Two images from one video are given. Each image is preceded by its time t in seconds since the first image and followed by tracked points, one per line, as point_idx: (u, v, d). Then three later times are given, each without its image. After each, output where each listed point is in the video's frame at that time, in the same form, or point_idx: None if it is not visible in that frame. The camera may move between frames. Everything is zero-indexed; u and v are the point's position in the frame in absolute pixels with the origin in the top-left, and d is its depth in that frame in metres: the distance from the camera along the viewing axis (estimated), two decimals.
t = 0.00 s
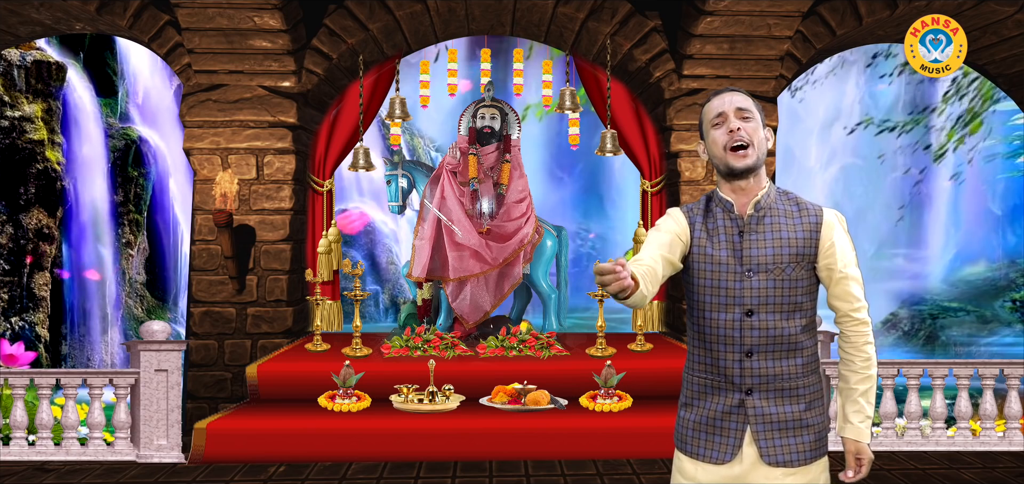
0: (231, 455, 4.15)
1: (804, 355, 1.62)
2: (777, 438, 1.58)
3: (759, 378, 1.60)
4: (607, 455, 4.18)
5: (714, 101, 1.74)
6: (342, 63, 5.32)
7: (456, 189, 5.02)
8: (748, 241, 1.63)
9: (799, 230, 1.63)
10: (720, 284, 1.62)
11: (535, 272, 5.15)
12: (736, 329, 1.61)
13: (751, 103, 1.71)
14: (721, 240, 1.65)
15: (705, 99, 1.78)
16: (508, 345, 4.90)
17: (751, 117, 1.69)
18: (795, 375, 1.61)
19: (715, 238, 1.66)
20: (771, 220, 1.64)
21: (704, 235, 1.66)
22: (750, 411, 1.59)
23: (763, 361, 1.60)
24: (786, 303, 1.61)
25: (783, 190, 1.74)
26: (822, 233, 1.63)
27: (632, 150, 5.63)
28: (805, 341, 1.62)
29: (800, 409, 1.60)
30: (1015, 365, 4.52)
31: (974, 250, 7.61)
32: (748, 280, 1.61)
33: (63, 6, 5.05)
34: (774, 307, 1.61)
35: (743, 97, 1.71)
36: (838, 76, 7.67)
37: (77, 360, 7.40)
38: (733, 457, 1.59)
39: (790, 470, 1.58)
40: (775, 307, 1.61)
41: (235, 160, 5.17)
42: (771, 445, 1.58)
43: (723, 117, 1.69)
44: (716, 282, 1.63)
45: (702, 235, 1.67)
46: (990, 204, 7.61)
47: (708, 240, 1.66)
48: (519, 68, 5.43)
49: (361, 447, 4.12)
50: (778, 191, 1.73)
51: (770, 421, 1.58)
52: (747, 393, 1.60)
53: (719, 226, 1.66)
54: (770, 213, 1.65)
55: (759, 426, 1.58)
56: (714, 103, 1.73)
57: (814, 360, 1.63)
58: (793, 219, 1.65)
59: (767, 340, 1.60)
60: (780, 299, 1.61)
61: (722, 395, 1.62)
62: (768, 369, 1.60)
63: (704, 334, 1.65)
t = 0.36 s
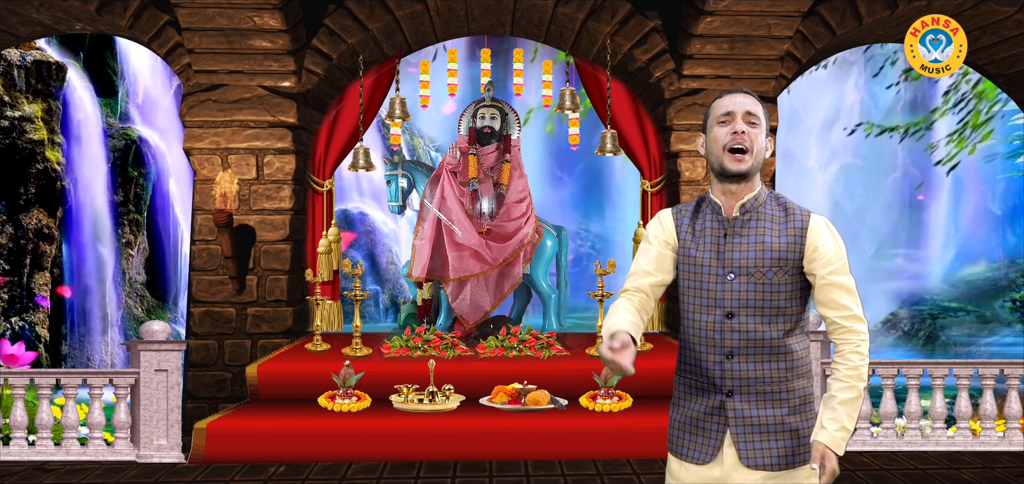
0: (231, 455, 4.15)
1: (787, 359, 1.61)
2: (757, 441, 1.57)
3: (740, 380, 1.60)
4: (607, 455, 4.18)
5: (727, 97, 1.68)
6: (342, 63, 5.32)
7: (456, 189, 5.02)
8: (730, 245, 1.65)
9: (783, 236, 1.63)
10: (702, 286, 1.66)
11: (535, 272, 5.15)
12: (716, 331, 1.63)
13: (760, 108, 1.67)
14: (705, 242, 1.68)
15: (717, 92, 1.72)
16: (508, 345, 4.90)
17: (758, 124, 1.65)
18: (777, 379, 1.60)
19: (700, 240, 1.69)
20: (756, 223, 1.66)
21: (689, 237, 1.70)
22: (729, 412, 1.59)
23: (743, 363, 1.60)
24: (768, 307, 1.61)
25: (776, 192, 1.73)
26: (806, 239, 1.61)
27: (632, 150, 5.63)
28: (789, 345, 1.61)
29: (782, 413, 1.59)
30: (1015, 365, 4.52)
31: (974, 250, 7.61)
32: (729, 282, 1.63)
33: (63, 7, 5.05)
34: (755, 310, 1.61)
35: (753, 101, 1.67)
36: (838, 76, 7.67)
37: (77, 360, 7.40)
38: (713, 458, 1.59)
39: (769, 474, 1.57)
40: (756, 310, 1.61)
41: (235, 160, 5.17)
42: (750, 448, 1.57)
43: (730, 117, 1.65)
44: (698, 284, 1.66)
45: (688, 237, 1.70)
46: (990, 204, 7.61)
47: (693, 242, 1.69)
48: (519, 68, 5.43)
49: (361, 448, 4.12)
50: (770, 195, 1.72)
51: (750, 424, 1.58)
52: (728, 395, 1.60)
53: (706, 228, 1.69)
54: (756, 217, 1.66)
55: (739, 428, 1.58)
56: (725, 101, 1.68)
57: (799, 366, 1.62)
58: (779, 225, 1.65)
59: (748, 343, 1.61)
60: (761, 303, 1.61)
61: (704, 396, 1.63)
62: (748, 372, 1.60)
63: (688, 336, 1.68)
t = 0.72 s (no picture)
0: (231, 455, 4.15)
1: (777, 362, 1.59)
2: (750, 444, 1.55)
3: (729, 384, 1.58)
4: (607, 455, 4.18)
5: (717, 102, 1.66)
6: (342, 63, 5.32)
7: (456, 189, 5.02)
8: (719, 250, 1.63)
9: (770, 242, 1.61)
10: (691, 291, 1.64)
11: (535, 272, 5.15)
12: (706, 336, 1.61)
13: (751, 113, 1.64)
14: (694, 247, 1.66)
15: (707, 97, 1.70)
16: (508, 345, 4.90)
17: (751, 129, 1.62)
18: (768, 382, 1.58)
19: (688, 245, 1.67)
20: (745, 228, 1.64)
21: (679, 241, 1.68)
22: (720, 416, 1.57)
23: (732, 367, 1.59)
24: (757, 312, 1.59)
25: (766, 197, 1.71)
26: (791, 243, 1.59)
27: (632, 150, 5.64)
28: (778, 349, 1.59)
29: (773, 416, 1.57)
30: (1015, 365, 4.52)
31: (974, 250, 7.61)
32: (718, 288, 1.61)
33: (63, 7, 5.05)
34: (744, 315, 1.59)
35: (743, 106, 1.64)
36: (837, 76, 7.66)
37: (77, 360, 7.40)
38: (704, 461, 1.58)
39: (762, 476, 1.55)
40: (745, 315, 1.59)
41: (235, 160, 5.17)
42: (743, 451, 1.55)
43: (721, 121, 1.62)
44: (687, 289, 1.64)
45: (677, 243, 1.69)
46: (990, 204, 7.62)
47: (682, 247, 1.67)
48: (518, 68, 5.43)
49: (361, 448, 4.12)
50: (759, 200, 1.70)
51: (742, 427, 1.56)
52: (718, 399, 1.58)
53: (695, 233, 1.67)
54: (744, 222, 1.64)
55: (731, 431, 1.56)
56: (716, 105, 1.65)
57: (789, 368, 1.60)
58: (766, 231, 1.63)
59: (737, 347, 1.59)
60: (750, 307, 1.59)
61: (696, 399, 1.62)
62: (737, 375, 1.58)
63: (679, 341, 1.67)
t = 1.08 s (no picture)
0: (231, 455, 4.15)
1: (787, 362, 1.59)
2: (760, 444, 1.57)
3: (739, 385, 1.59)
4: (607, 455, 4.18)
5: (698, 121, 1.69)
6: (342, 63, 5.32)
7: (456, 189, 5.02)
8: (723, 255, 1.64)
9: (773, 249, 1.60)
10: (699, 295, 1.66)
11: (535, 272, 5.15)
12: (714, 339, 1.64)
13: (734, 122, 1.66)
14: (701, 251, 1.68)
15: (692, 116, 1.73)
16: (508, 345, 4.90)
17: (734, 137, 1.63)
18: (777, 383, 1.58)
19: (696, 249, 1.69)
20: (748, 234, 1.64)
21: (688, 245, 1.71)
22: (731, 417, 1.59)
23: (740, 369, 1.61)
24: (763, 316, 1.60)
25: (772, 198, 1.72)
26: (791, 247, 1.58)
27: (632, 150, 5.64)
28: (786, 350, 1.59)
29: (784, 415, 1.58)
30: (1015, 365, 4.52)
31: (974, 250, 7.61)
32: (723, 293, 1.62)
33: (63, 7, 5.05)
34: (750, 319, 1.61)
35: (724, 115, 1.66)
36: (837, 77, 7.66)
37: (77, 360, 7.39)
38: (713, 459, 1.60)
39: (774, 475, 1.57)
40: (751, 319, 1.61)
41: (235, 159, 5.17)
42: (753, 451, 1.57)
43: (702, 140, 1.65)
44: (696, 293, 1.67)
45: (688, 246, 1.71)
46: (990, 204, 7.62)
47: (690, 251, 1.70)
48: (519, 68, 5.43)
49: (361, 448, 4.12)
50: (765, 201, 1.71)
51: (752, 428, 1.58)
52: (728, 400, 1.60)
53: (704, 237, 1.69)
54: (748, 227, 1.65)
55: (741, 431, 1.58)
56: (697, 123, 1.68)
57: (799, 367, 1.60)
58: (770, 236, 1.62)
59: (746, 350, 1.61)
60: (756, 312, 1.60)
61: (706, 397, 1.63)
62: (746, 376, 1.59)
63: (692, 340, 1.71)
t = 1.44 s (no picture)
0: (231, 456, 4.15)
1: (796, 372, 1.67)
2: (772, 451, 1.67)
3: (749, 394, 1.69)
4: (607, 455, 4.18)
5: (725, 142, 1.73)
6: (342, 63, 5.32)
7: (456, 189, 5.02)
8: (728, 272, 1.73)
9: (775, 269, 1.68)
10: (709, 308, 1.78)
11: (535, 272, 5.15)
12: (723, 350, 1.76)
13: (761, 152, 1.70)
14: (709, 266, 1.78)
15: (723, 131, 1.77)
16: (508, 345, 4.90)
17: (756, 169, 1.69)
18: (788, 391, 1.67)
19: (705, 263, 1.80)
20: (752, 253, 1.72)
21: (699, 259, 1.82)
22: (742, 424, 1.70)
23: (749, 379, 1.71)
24: (769, 329, 1.70)
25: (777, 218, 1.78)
26: (789, 271, 1.66)
27: (632, 150, 5.63)
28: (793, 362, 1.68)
29: (796, 422, 1.67)
30: (1015, 365, 4.52)
31: (974, 250, 7.61)
32: (729, 308, 1.73)
33: (63, 7, 5.05)
34: (757, 333, 1.71)
35: (756, 143, 1.71)
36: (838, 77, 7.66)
37: (77, 360, 7.40)
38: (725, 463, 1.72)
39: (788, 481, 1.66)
40: (758, 332, 1.71)
41: (235, 160, 5.17)
42: (766, 458, 1.67)
43: (723, 163, 1.70)
44: (706, 306, 1.79)
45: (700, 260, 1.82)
46: (990, 204, 7.62)
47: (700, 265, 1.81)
48: (519, 68, 5.42)
49: (361, 448, 4.12)
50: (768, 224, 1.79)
51: (763, 435, 1.68)
52: (739, 408, 1.70)
53: (712, 252, 1.80)
54: (751, 245, 1.73)
55: (753, 438, 1.68)
56: (724, 144, 1.72)
57: (810, 376, 1.68)
58: (772, 257, 1.70)
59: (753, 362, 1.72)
60: (761, 326, 1.71)
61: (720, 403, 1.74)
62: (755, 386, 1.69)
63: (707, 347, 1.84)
